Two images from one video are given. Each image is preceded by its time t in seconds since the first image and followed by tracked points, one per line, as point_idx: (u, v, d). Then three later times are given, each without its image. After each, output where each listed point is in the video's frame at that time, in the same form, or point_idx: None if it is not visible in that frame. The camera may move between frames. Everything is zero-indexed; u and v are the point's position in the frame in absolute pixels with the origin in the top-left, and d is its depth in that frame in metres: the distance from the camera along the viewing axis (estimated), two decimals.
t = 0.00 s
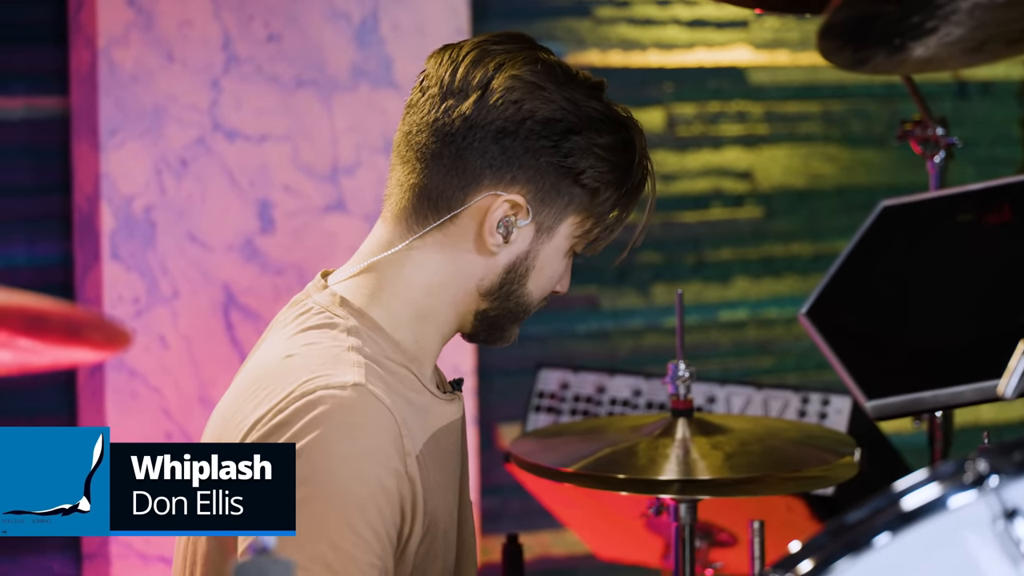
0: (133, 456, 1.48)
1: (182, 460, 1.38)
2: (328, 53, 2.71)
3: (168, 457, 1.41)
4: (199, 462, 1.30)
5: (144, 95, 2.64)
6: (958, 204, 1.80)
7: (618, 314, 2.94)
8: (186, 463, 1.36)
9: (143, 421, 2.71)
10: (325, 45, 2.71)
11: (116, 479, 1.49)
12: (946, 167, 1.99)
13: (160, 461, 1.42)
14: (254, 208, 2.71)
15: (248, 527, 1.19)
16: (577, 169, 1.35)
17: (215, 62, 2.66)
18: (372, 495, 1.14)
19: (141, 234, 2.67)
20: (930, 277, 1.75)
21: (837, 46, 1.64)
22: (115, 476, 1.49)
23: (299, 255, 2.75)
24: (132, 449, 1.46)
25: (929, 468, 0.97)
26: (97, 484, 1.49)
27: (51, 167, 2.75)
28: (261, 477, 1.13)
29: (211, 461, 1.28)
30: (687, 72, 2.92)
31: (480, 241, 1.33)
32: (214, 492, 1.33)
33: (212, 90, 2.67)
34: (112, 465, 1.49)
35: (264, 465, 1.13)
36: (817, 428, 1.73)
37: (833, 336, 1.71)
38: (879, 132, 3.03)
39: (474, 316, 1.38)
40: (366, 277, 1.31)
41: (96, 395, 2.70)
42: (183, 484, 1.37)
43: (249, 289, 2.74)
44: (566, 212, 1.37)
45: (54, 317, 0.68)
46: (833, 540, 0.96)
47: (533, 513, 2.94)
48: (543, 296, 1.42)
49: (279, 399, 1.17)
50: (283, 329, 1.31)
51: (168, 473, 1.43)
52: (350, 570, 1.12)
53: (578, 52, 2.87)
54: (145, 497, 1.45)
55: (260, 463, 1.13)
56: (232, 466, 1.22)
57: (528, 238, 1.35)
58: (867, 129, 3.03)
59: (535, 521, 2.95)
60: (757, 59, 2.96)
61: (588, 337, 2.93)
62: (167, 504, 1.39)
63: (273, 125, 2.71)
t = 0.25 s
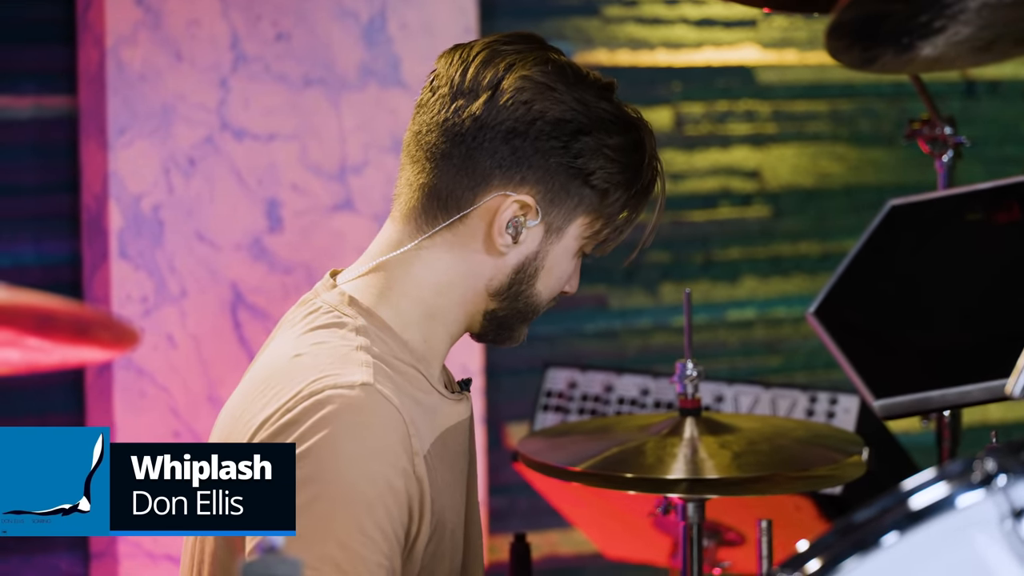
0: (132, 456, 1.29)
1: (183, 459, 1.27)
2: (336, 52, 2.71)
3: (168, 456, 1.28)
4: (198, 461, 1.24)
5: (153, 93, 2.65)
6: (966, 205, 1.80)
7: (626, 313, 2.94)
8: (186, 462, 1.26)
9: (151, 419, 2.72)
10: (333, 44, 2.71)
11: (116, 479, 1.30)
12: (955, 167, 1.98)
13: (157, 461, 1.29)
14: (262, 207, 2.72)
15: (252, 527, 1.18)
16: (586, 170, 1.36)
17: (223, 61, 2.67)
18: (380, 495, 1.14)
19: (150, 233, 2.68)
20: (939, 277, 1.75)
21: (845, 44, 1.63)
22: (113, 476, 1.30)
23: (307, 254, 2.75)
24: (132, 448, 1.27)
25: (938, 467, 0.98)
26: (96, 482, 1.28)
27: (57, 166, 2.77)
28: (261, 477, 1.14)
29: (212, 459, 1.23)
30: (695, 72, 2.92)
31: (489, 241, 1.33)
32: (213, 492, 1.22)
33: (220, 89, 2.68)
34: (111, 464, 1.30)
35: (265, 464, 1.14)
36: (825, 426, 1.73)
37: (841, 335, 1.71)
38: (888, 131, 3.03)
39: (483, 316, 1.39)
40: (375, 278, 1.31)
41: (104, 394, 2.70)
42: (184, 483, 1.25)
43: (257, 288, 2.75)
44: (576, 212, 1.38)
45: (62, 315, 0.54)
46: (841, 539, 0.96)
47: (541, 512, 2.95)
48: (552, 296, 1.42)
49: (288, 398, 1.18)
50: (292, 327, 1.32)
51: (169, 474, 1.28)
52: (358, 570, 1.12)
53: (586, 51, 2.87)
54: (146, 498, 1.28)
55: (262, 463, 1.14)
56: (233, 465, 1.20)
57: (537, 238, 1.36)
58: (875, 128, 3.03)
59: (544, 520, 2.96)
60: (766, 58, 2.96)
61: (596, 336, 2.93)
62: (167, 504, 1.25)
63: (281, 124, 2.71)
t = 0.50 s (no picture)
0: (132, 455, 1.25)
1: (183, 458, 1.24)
2: (340, 51, 2.71)
3: (168, 455, 1.24)
4: (198, 461, 1.22)
5: (157, 92, 2.65)
6: (969, 203, 1.76)
7: (630, 312, 2.94)
8: (185, 462, 1.23)
9: (155, 418, 2.72)
10: (338, 43, 2.71)
11: (115, 479, 1.26)
12: (959, 166, 1.98)
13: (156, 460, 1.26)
14: (266, 205, 2.72)
15: (252, 526, 1.18)
16: (589, 169, 1.36)
17: (227, 60, 2.67)
18: (381, 494, 1.14)
19: (154, 232, 2.68)
20: (942, 275, 1.74)
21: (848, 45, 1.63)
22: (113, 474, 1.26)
23: (311, 252, 2.76)
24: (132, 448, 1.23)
25: (942, 465, 0.98)
26: (97, 483, 1.23)
27: (61, 166, 2.77)
28: (261, 477, 1.13)
29: (213, 459, 1.22)
30: (699, 70, 2.91)
31: (491, 240, 1.33)
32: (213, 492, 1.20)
33: (224, 88, 2.68)
34: (111, 464, 1.26)
35: (264, 464, 1.14)
36: (828, 425, 1.74)
37: (845, 334, 1.71)
38: (892, 129, 3.03)
39: (486, 316, 1.39)
40: (378, 276, 1.31)
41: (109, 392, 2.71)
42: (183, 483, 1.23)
43: (261, 287, 2.75)
44: (578, 212, 1.38)
45: (67, 313, 0.54)
46: (845, 538, 0.96)
47: (545, 510, 2.95)
48: (556, 297, 1.42)
49: (290, 398, 1.18)
50: (295, 327, 1.32)
51: (169, 474, 1.25)
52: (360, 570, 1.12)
53: (590, 50, 2.86)
54: (146, 498, 1.25)
55: (262, 463, 1.14)
56: (232, 465, 1.20)
57: (540, 238, 1.36)
58: (880, 127, 3.03)
59: (547, 518, 2.96)
60: (770, 56, 2.96)
61: (599, 334, 2.93)
62: (167, 504, 1.23)
63: (285, 122, 2.71)
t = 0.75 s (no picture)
0: (131, 455, 1.17)
1: (183, 459, 1.16)
2: (341, 48, 2.71)
3: (167, 455, 1.17)
4: (199, 462, 1.15)
5: (159, 89, 2.66)
6: (972, 201, 1.78)
7: (631, 309, 2.94)
8: (186, 462, 1.16)
9: (157, 416, 2.72)
10: (339, 41, 2.71)
11: (115, 479, 1.17)
12: (960, 163, 1.98)
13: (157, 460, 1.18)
14: (267, 203, 2.72)
15: (253, 526, 1.13)
16: (575, 159, 1.33)
17: (229, 57, 2.67)
18: (380, 492, 1.14)
19: (155, 229, 2.68)
20: (944, 274, 1.74)
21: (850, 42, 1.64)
22: (112, 473, 1.18)
23: (312, 250, 2.76)
24: (130, 447, 1.15)
25: (944, 463, 0.98)
26: (96, 483, 1.14)
27: (62, 162, 2.77)
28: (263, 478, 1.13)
29: (212, 459, 1.16)
30: (701, 68, 2.91)
31: (478, 232, 1.32)
32: (213, 492, 1.13)
33: (226, 85, 2.68)
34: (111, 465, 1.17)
35: (265, 464, 1.13)
36: (830, 422, 1.74)
37: (847, 331, 1.71)
38: (894, 127, 3.03)
39: (481, 312, 1.37)
40: (375, 275, 1.32)
41: (110, 390, 2.71)
42: (183, 483, 1.15)
43: (263, 285, 2.75)
44: (568, 203, 1.35)
45: (68, 311, 0.54)
46: (847, 535, 0.96)
47: (546, 508, 2.95)
48: (555, 294, 1.38)
49: (288, 395, 1.18)
50: (295, 324, 1.32)
51: (169, 474, 1.17)
52: (358, 567, 1.12)
53: (592, 47, 2.86)
54: (146, 498, 1.17)
55: (263, 463, 1.13)
56: (233, 465, 1.15)
57: (528, 230, 1.33)
58: (882, 124, 3.03)
59: (549, 516, 2.96)
60: (772, 54, 2.96)
61: (601, 332, 2.93)
62: (167, 504, 1.15)
63: (286, 120, 2.72)
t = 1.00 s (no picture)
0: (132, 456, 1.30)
1: (182, 459, 1.28)
2: (341, 44, 2.71)
3: (167, 456, 1.29)
4: (199, 461, 1.25)
5: (158, 85, 2.66)
6: (972, 197, 1.78)
7: (631, 306, 2.94)
8: (186, 462, 1.27)
9: (157, 412, 2.73)
10: (339, 37, 2.71)
11: (116, 479, 1.32)
12: (960, 159, 1.98)
13: (159, 460, 1.30)
14: (267, 198, 2.72)
15: (251, 525, 1.20)
16: (566, 155, 1.32)
17: (229, 53, 2.67)
18: (377, 489, 1.14)
19: (155, 226, 2.69)
20: (943, 271, 1.74)
21: (850, 37, 1.65)
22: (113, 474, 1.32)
23: (312, 246, 2.76)
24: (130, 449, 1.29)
25: (943, 459, 0.98)
26: (97, 484, 1.29)
27: (60, 159, 2.71)
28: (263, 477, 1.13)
29: (212, 460, 1.24)
30: (701, 64, 2.91)
31: (471, 228, 1.31)
32: (213, 492, 1.23)
33: (226, 81, 2.68)
34: (111, 464, 1.31)
35: (266, 465, 1.13)
36: (830, 419, 1.74)
37: (847, 327, 1.70)
38: (894, 123, 3.03)
39: (477, 308, 1.36)
40: (371, 272, 1.32)
41: (110, 387, 2.71)
42: (183, 483, 1.27)
43: (263, 281, 2.75)
44: (561, 199, 1.33)
45: (68, 308, 0.64)
46: (847, 531, 0.96)
47: (546, 504, 2.96)
48: (551, 291, 1.37)
49: (285, 391, 1.18)
50: (293, 320, 1.32)
51: (168, 474, 1.30)
52: (356, 563, 1.12)
53: (592, 44, 2.86)
54: (146, 498, 1.31)
55: (262, 462, 1.13)
56: (232, 465, 1.20)
57: (520, 226, 1.32)
58: (882, 121, 3.03)
59: (549, 512, 2.97)
60: (772, 50, 2.96)
61: (601, 328, 2.93)
62: (167, 504, 1.28)
63: (286, 116, 2.71)
